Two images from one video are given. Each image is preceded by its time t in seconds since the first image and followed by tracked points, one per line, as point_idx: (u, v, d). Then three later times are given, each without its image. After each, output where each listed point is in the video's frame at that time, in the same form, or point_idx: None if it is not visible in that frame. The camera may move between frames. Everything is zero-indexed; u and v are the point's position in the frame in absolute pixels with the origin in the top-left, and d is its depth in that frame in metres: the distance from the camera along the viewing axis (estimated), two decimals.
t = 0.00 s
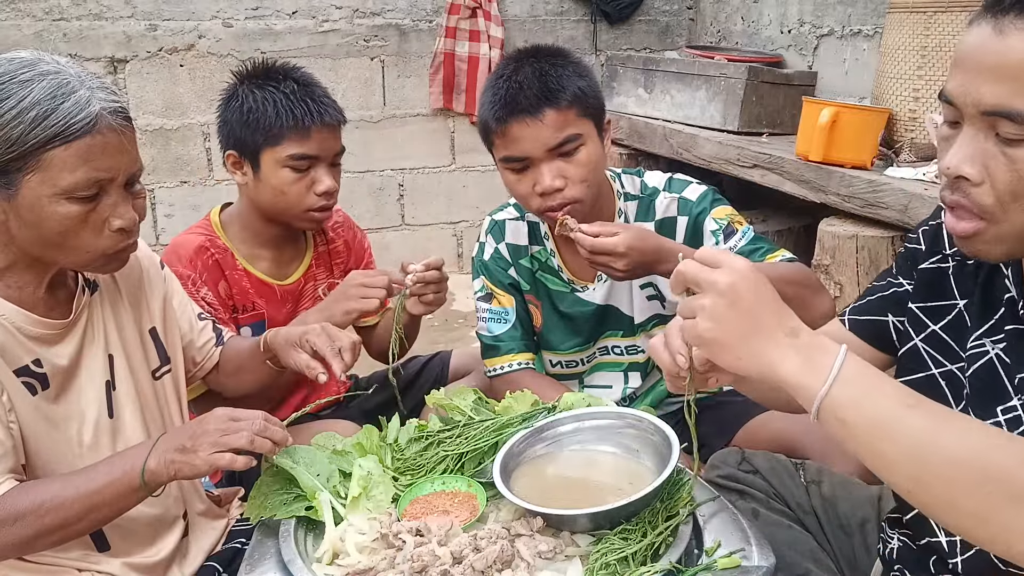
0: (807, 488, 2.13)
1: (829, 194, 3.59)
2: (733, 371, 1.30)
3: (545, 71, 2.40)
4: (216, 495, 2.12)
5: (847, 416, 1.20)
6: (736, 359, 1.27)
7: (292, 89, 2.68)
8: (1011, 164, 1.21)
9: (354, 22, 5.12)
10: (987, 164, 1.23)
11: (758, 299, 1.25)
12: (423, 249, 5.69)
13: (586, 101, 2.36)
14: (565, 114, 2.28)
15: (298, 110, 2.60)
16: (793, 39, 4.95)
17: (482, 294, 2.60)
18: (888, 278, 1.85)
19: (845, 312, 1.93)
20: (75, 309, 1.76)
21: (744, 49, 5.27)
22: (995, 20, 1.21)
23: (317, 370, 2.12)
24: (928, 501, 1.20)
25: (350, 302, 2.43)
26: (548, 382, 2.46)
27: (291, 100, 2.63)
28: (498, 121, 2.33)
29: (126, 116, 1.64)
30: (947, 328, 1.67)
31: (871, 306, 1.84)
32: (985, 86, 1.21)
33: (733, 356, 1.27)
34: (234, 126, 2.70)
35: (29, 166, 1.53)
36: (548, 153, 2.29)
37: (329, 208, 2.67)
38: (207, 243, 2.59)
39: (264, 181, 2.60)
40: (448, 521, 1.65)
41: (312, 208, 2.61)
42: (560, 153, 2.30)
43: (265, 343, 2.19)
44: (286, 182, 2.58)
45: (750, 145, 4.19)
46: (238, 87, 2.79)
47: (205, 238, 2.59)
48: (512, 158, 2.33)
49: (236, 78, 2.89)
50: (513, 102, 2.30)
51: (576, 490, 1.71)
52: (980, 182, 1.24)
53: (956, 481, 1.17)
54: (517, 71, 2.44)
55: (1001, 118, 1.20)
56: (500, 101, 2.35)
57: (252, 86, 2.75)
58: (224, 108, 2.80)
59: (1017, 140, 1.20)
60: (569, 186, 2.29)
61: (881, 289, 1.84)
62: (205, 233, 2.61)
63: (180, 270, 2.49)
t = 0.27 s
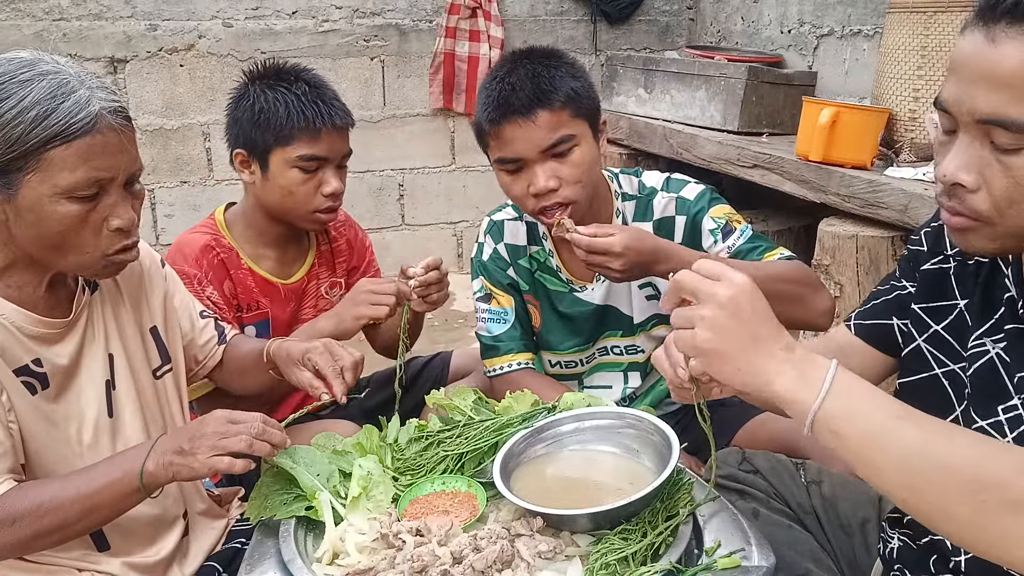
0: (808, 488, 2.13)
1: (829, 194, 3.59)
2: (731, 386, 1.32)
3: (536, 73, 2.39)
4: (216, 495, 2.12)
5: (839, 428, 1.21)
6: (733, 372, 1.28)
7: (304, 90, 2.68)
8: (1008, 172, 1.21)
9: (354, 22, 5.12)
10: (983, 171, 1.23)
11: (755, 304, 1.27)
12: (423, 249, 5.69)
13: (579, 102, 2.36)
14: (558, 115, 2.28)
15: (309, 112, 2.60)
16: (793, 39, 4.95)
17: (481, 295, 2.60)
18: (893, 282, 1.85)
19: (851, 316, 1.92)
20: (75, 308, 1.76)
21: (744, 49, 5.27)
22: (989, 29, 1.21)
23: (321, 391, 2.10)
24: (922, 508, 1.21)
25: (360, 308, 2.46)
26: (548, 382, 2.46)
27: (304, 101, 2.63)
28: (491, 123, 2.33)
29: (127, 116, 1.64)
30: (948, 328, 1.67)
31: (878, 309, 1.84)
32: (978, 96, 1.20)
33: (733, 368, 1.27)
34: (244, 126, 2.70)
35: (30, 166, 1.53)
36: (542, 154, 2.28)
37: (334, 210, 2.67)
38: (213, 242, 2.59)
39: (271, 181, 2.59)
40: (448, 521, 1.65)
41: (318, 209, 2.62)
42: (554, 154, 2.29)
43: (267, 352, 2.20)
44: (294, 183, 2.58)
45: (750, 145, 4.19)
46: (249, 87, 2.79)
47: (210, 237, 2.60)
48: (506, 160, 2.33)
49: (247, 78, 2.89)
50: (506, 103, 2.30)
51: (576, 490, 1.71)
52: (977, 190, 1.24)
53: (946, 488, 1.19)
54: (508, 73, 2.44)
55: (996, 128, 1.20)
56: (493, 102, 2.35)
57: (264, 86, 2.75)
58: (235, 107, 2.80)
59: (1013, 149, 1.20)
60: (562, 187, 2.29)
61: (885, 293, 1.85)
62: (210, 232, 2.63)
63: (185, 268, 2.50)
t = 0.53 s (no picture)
0: (808, 489, 2.13)
1: (829, 193, 3.59)
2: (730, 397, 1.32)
3: (530, 73, 2.40)
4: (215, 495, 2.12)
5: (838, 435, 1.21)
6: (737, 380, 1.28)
7: (310, 91, 2.68)
8: (1007, 179, 1.20)
9: (354, 22, 5.12)
10: (984, 179, 1.23)
11: (752, 315, 1.29)
12: (423, 249, 5.69)
13: (573, 99, 2.37)
14: (552, 111, 2.28)
15: (315, 113, 2.60)
16: (793, 39, 4.95)
17: (480, 294, 2.60)
18: (895, 282, 1.84)
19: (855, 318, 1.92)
20: (76, 308, 1.76)
21: (744, 49, 5.27)
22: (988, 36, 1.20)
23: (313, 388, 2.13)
24: (926, 517, 1.21)
25: (363, 307, 2.46)
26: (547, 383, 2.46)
27: (310, 101, 2.64)
28: (485, 124, 2.35)
29: (127, 117, 1.65)
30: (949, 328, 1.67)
31: (882, 312, 1.83)
32: (975, 105, 1.20)
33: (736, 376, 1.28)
34: (250, 125, 2.70)
35: (30, 166, 1.53)
36: (538, 152, 2.28)
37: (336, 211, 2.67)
38: (215, 239, 2.59)
39: (274, 181, 2.59)
40: (448, 521, 1.65)
41: (320, 209, 2.62)
42: (550, 151, 2.29)
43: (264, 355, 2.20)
44: (297, 183, 2.58)
45: (750, 145, 4.19)
46: (254, 87, 2.79)
47: (213, 234, 2.60)
48: (503, 161, 2.33)
49: (252, 79, 2.89)
50: (499, 103, 2.32)
51: (576, 490, 1.71)
52: (977, 197, 1.24)
53: (950, 496, 1.19)
54: (502, 74, 2.45)
55: (989, 139, 1.19)
56: (487, 104, 2.37)
57: (270, 86, 2.74)
58: (240, 106, 2.80)
59: (1012, 159, 1.19)
60: (562, 184, 2.28)
61: (887, 296, 1.83)
62: (213, 230, 2.62)
63: (187, 264, 2.49)
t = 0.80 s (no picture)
0: (808, 489, 2.14)
1: (829, 193, 3.59)
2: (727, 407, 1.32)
3: (534, 76, 2.40)
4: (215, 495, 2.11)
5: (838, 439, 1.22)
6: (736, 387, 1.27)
7: (312, 92, 2.68)
8: (1009, 181, 1.21)
9: (354, 22, 5.12)
10: (985, 179, 1.23)
11: (748, 324, 1.31)
12: (423, 249, 5.69)
13: (580, 101, 2.37)
14: (561, 115, 2.28)
15: (316, 114, 2.60)
16: (793, 39, 4.95)
17: (480, 295, 2.60)
18: (896, 281, 1.83)
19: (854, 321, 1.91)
20: (76, 309, 1.76)
21: (744, 49, 5.27)
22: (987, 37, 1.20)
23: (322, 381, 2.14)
24: (926, 519, 1.22)
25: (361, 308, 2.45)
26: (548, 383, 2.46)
27: (312, 103, 2.64)
28: (495, 130, 2.33)
29: (126, 116, 1.65)
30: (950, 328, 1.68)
31: (883, 312, 1.82)
32: (978, 106, 1.20)
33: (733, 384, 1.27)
34: (251, 125, 2.70)
35: (30, 166, 1.53)
36: (550, 156, 2.28)
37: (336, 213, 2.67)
38: (216, 238, 2.59)
39: (274, 182, 2.60)
40: (448, 521, 1.65)
41: (321, 211, 2.62)
42: (560, 156, 2.29)
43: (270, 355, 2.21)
44: (297, 184, 2.58)
45: (750, 145, 4.19)
46: (257, 87, 2.79)
47: (213, 234, 2.60)
48: (515, 166, 2.32)
49: (254, 78, 2.89)
50: (508, 109, 2.31)
51: (575, 490, 1.71)
52: (978, 199, 1.24)
53: (951, 497, 1.19)
54: (507, 78, 2.45)
55: (995, 138, 1.19)
56: (494, 111, 2.36)
57: (273, 86, 2.74)
58: (242, 106, 2.79)
59: (1014, 158, 1.19)
60: (575, 188, 2.28)
61: (886, 296, 1.83)
62: (213, 229, 2.62)
63: (187, 263, 2.49)
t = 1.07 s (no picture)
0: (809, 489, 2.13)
1: (829, 194, 3.59)
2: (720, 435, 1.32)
3: (534, 89, 2.37)
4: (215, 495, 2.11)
5: (835, 456, 1.23)
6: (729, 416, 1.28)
7: (311, 95, 2.68)
8: (1009, 184, 1.21)
9: (354, 22, 5.12)
10: (985, 183, 1.23)
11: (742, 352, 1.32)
12: (423, 249, 5.69)
13: (579, 114, 2.35)
14: (558, 132, 2.27)
15: (316, 118, 2.60)
16: (794, 39, 4.95)
17: (479, 296, 2.59)
18: (895, 283, 1.83)
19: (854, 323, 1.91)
20: (79, 310, 1.76)
21: (744, 49, 5.27)
22: (989, 41, 1.20)
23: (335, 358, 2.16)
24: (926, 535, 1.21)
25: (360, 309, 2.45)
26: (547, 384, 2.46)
27: (312, 106, 2.64)
28: (491, 144, 2.32)
29: (127, 112, 1.65)
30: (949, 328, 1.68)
31: (883, 315, 1.81)
32: (981, 108, 1.19)
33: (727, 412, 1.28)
34: (251, 127, 2.69)
35: (33, 164, 1.53)
36: (544, 171, 2.29)
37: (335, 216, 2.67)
38: (215, 239, 2.59)
39: (273, 185, 2.60)
40: (448, 521, 1.64)
41: (319, 215, 2.61)
42: (556, 170, 2.30)
43: (282, 344, 2.20)
44: (296, 188, 2.58)
45: (750, 145, 4.19)
46: (257, 88, 2.79)
47: (212, 234, 2.60)
48: (509, 177, 2.32)
49: (256, 79, 2.89)
50: (505, 124, 2.30)
51: (576, 489, 1.71)
52: (978, 202, 1.24)
53: (950, 499, 1.19)
54: (507, 89, 2.42)
55: (999, 140, 1.19)
56: (491, 123, 2.34)
57: (273, 88, 2.75)
58: (242, 107, 2.79)
59: (1015, 161, 1.19)
60: (567, 202, 2.29)
61: (884, 299, 1.83)
62: (212, 229, 2.62)
63: (185, 264, 2.49)
